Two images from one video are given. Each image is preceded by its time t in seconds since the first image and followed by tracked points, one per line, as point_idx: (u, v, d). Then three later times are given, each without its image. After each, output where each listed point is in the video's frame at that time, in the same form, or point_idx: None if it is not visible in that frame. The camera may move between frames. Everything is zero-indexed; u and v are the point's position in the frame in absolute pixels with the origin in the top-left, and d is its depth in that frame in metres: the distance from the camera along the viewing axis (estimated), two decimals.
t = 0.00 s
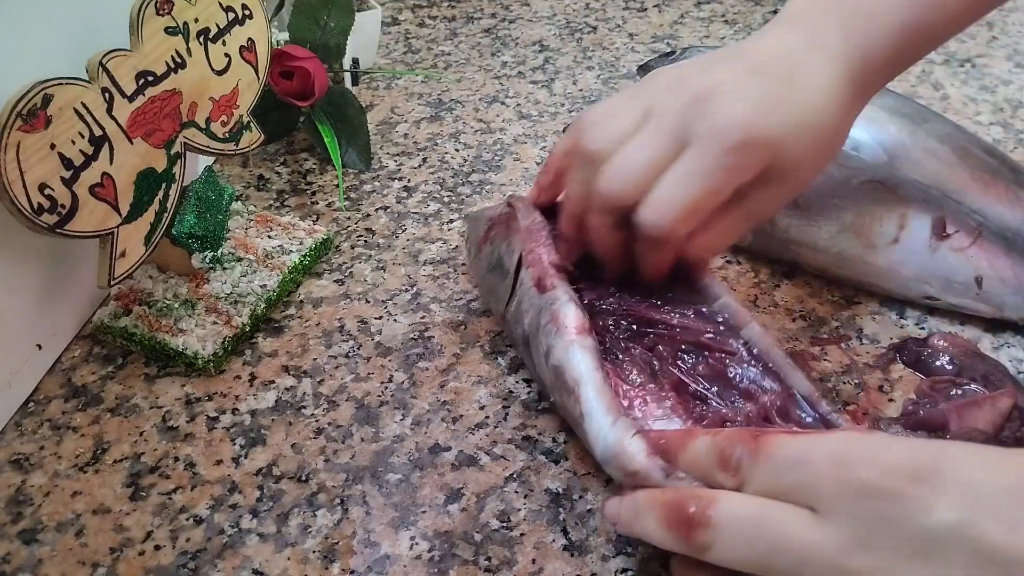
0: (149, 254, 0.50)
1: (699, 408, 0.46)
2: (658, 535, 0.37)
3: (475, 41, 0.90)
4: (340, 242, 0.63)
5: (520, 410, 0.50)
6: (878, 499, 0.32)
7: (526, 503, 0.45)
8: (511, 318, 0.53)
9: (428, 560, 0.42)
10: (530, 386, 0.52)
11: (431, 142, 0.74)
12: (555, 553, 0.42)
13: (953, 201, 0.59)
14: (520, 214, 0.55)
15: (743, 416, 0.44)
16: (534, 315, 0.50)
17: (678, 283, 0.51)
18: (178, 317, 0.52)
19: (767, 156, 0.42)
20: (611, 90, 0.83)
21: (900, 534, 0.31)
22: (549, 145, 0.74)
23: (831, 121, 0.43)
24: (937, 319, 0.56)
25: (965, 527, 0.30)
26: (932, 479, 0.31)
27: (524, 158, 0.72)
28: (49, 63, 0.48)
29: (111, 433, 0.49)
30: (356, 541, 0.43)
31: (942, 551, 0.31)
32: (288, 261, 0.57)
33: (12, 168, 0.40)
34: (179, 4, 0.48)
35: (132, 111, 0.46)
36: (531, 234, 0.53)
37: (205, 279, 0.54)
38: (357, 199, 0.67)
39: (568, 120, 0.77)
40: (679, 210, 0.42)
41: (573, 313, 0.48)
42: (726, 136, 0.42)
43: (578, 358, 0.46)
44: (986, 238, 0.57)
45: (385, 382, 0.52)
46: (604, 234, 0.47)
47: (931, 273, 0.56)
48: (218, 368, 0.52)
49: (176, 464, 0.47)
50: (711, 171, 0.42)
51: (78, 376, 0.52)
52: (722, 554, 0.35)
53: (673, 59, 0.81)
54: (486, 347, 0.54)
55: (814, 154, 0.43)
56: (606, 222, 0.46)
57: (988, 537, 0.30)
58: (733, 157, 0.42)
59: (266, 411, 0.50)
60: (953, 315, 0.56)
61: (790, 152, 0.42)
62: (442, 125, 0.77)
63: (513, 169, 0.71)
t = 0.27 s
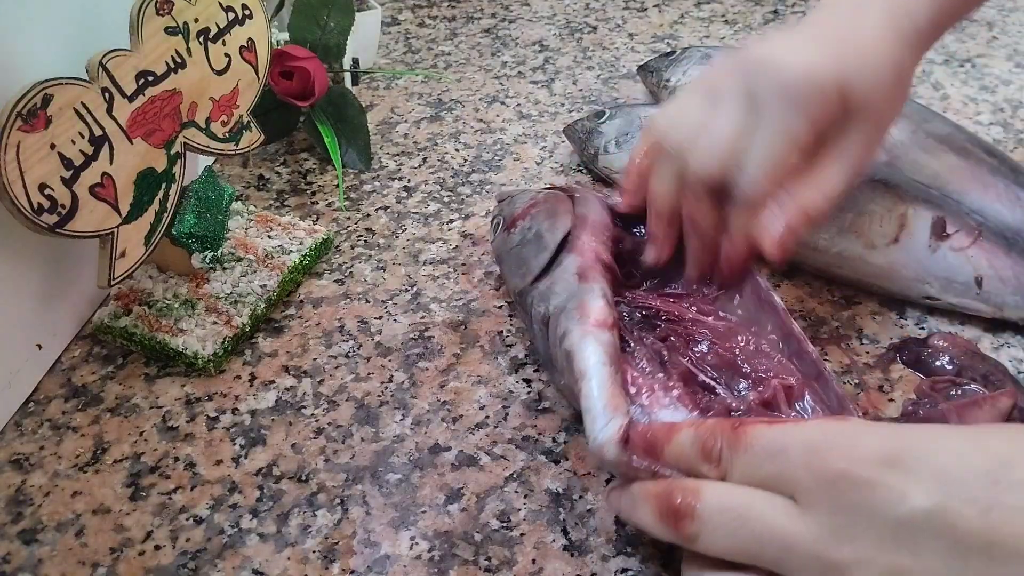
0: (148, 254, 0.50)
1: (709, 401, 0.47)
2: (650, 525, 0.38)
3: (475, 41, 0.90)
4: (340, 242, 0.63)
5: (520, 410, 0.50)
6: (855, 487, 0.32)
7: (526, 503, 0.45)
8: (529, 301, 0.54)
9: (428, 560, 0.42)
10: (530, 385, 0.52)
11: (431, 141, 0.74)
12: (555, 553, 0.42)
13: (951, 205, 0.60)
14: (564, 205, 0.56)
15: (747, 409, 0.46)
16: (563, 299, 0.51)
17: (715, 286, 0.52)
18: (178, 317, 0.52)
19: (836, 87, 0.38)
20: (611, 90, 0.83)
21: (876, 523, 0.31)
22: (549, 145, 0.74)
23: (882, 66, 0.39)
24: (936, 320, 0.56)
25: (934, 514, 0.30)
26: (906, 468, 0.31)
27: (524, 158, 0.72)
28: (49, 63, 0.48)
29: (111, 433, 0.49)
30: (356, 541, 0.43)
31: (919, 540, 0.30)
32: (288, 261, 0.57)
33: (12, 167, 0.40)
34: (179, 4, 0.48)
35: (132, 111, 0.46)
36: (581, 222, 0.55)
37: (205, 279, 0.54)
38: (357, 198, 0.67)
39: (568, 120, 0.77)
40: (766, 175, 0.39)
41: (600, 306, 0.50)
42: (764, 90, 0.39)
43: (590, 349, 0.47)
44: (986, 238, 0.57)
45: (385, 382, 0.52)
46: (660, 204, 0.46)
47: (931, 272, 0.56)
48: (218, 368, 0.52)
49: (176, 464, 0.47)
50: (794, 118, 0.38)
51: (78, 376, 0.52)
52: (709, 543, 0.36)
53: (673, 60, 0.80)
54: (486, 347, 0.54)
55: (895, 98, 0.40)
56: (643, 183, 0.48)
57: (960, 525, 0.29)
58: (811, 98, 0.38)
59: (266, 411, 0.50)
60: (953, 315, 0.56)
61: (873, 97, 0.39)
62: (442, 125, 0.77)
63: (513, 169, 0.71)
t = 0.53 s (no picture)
0: (149, 254, 0.50)
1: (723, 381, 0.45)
2: (647, 478, 0.40)
3: (475, 41, 0.90)
4: (340, 242, 0.63)
5: (520, 410, 0.50)
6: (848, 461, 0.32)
7: (526, 503, 0.45)
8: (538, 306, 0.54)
9: (428, 560, 0.42)
10: (530, 386, 0.52)
11: (431, 142, 0.74)
12: (556, 553, 0.42)
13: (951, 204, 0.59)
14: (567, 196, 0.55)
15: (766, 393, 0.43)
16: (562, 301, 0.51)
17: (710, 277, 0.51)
18: (178, 317, 0.52)
19: (611, 82, 0.48)
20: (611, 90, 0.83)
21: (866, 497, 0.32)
22: (549, 145, 0.74)
23: (644, 54, 0.46)
24: (936, 319, 0.56)
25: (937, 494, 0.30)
26: (898, 445, 0.31)
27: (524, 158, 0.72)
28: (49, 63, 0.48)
29: (111, 433, 0.49)
30: (356, 541, 0.43)
31: (907, 515, 0.31)
32: (288, 261, 0.57)
33: (12, 167, 0.40)
34: (179, 4, 0.48)
35: (132, 111, 0.46)
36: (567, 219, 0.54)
37: (205, 279, 0.54)
38: (357, 198, 0.67)
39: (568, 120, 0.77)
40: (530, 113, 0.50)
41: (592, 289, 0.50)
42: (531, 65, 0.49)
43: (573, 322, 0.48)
44: (986, 239, 0.57)
45: (385, 382, 0.52)
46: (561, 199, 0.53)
47: (931, 272, 0.56)
48: (218, 368, 0.52)
49: (176, 464, 0.47)
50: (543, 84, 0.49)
51: (78, 376, 0.52)
52: (701, 504, 0.37)
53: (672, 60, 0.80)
54: (486, 347, 0.54)
55: (669, 97, 0.48)
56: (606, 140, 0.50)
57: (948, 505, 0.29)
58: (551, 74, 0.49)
59: (266, 411, 0.50)
60: (953, 315, 0.56)
61: (632, 91, 0.47)
62: (442, 125, 0.77)
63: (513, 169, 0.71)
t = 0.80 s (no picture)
0: (149, 254, 0.50)
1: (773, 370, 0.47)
2: (681, 480, 0.37)
3: (475, 41, 0.90)
4: (340, 242, 0.63)
5: (520, 410, 0.50)
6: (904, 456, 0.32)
7: (526, 503, 0.45)
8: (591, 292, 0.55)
9: (428, 560, 0.42)
10: (530, 386, 0.52)
11: (431, 141, 0.74)
12: (556, 553, 0.42)
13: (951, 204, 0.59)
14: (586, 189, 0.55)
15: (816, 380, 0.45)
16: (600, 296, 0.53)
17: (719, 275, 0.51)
18: (178, 317, 0.52)
19: (670, 67, 0.44)
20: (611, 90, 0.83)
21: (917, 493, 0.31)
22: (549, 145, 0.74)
23: (697, 43, 0.44)
24: (936, 319, 0.56)
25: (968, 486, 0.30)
26: (954, 444, 0.31)
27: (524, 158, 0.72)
28: (49, 64, 0.48)
29: (111, 433, 0.49)
30: (356, 541, 0.43)
31: (962, 511, 0.30)
32: (288, 261, 0.57)
33: (12, 167, 0.40)
34: (180, 4, 0.48)
35: (132, 111, 0.46)
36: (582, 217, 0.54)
37: (205, 279, 0.54)
38: (357, 198, 0.67)
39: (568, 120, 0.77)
40: (550, 120, 0.46)
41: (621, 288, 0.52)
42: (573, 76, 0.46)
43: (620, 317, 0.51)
44: (986, 239, 0.57)
45: (385, 382, 0.52)
46: (569, 192, 0.48)
47: (931, 272, 0.56)
48: (218, 368, 0.52)
49: (176, 464, 0.47)
50: (600, 70, 0.45)
51: (78, 376, 0.52)
52: (743, 505, 0.35)
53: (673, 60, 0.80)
54: (486, 347, 0.54)
55: (738, 80, 0.45)
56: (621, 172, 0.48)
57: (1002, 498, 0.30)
58: (606, 66, 0.45)
59: (266, 411, 0.50)
60: (953, 315, 0.56)
61: (691, 74, 0.44)
62: (442, 125, 0.77)
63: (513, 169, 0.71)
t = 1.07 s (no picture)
0: (149, 254, 0.50)
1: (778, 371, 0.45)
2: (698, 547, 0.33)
3: (475, 41, 0.90)
4: (340, 242, 0.63)
5: (520, 410, 0.50)
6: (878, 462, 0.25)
7: (526, 503, 0.45)
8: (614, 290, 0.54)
9: (428, 560, 0.42)
10: (530, 386, 0.52)
11: (431, 141, 0.74)
12: (556, 553, 0.42)
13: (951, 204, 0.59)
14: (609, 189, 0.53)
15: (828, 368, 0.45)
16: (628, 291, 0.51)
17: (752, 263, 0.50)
18: (178, 317, 0.52)
19: (764, 130, 0.45)
20: (611, 90, 0.83)
21: None
22: (549, 145, 0.74)
23: (791, 96, 0.45)
24: (936, 319, 0.56)
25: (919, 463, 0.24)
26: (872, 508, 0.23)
27: (524, 158, 0.72)
28: (49, 64, 0.48)
29: (111, 433, 0.49)
30: (356, 542, 0.43)
31: None
32: (288, 261, 0.57)
33: (12, 167, 0.40)
34: (179, 4, 0.48)
35: (132, 111, 0.46)
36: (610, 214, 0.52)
37: (204, 279, 0.54)
38: (357, 198, 0.67)
39: (568, 120, 0.77)
40: (602, 198, 0.46)
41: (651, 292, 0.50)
42: (657, 122, 0.45)
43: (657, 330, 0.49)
44: (986, 239, 0.57)
45: (385, 382, 0.52)
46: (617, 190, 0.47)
47: (931, 272, 0.56)
48: (218, 368, 0.52)
49: (176, 464, 0.47)
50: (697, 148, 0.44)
51: (78, 376, 0.52)
52: None
53: (674, 59, 0.80)
54: (486, 347, 0.54)
55: (812, 134, 0.46)
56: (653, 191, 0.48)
57: None
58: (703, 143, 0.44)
59: (266, 411, 0.50)
60: (953, 315, 0.56)
61: (784, 142, 0.45)
62: (442, 125, 0.77)
63: (513, 169, 0.71)
